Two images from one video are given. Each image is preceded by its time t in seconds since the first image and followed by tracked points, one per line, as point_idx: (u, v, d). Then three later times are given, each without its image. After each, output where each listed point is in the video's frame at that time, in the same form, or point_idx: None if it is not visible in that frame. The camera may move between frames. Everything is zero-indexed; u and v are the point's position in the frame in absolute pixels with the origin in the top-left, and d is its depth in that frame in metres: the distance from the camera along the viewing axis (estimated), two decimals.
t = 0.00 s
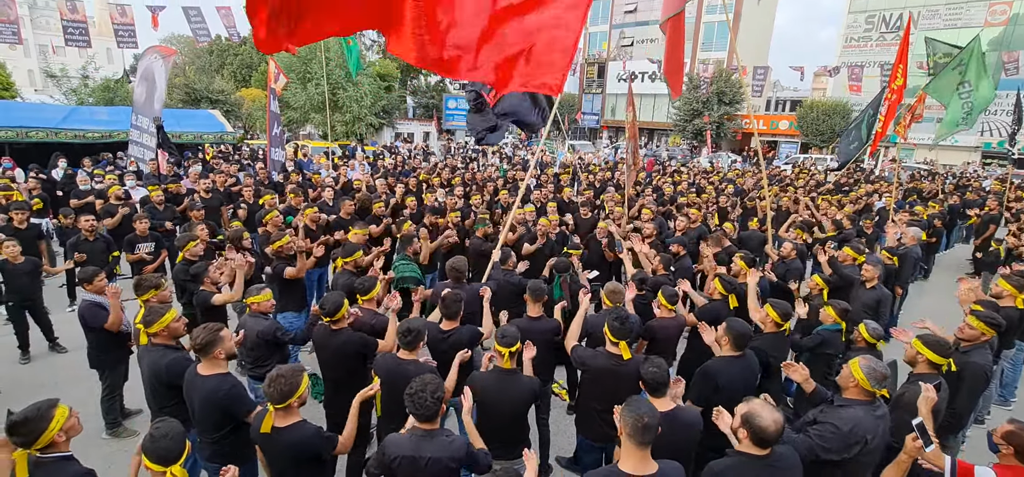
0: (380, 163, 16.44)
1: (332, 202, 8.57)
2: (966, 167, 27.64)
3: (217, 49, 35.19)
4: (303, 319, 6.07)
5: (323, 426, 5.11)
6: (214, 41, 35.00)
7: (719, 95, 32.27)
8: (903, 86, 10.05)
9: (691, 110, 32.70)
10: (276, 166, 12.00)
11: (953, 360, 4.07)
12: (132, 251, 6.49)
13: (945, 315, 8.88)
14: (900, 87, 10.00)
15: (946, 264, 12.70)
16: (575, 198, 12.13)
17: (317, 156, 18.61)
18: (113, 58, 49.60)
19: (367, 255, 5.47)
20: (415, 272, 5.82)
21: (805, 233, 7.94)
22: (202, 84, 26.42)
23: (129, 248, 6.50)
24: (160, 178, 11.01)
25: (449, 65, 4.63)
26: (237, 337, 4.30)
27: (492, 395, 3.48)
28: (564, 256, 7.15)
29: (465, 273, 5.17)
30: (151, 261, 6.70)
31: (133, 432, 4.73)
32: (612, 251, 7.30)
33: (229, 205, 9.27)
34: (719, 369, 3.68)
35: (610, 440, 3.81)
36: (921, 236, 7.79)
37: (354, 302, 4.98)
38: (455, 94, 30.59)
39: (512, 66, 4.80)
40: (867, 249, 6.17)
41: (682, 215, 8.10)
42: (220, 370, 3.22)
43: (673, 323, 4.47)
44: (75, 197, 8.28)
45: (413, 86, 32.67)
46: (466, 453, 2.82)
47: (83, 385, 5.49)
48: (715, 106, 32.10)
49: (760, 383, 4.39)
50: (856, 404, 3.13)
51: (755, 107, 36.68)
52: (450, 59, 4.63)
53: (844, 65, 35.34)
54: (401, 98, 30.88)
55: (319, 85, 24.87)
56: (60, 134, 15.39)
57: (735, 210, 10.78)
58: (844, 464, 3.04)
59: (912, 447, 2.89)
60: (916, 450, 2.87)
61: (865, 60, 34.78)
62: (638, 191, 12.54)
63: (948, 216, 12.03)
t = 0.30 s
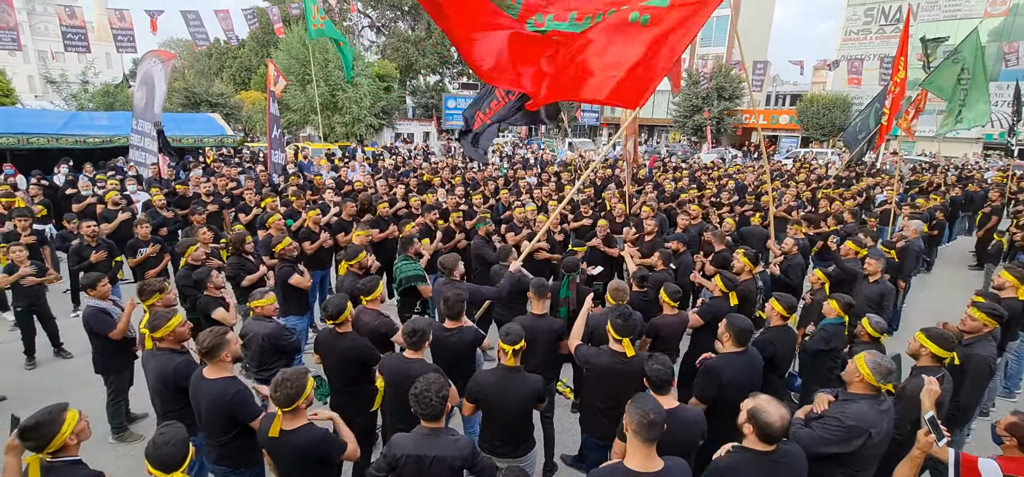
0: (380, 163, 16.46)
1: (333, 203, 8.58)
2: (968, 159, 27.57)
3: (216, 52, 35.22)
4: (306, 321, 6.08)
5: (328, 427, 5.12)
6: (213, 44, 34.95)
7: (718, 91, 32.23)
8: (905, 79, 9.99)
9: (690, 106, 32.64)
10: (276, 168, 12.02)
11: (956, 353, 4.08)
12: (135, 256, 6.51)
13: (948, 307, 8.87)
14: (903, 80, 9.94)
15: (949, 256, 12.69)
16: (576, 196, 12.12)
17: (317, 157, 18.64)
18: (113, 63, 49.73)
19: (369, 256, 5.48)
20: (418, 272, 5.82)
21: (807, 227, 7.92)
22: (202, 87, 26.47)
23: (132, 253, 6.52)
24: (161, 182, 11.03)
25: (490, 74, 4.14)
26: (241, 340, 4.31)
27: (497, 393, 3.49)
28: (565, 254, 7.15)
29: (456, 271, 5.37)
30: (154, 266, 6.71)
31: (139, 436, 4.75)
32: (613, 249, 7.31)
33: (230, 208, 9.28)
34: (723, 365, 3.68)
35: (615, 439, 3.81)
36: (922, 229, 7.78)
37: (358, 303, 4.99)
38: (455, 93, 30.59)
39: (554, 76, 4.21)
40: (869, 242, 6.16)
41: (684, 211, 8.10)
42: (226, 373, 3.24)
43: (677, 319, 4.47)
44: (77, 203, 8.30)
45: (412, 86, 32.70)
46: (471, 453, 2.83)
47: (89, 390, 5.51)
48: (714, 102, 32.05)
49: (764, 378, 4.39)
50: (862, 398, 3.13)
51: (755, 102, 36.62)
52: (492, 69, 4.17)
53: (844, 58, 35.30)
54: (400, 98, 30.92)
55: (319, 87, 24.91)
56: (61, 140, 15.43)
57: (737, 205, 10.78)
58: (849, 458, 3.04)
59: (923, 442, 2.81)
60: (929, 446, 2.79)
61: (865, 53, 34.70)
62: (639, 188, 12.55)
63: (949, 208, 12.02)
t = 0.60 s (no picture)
0: (385, 166, 16.50)
1: (338, 206, 8.60)
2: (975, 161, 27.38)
3: (222, 54, 35.39)
4: (311, 324, 6.09)
5: (332, 430, 5.13)
6: (218, 46, 35.05)
7: (723, 93, 32.16)
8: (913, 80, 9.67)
9: (695, 108, 32.58)
10: (281, 170, 12.06)
11: (964, 358, 4.05)
12: (142, 258, 6.54)
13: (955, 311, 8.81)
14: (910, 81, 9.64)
15: (956, 259, 12.61)
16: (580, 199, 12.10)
17: (321, 160, 18.67)
18: (119, 66, 50.11)
19: (372, 260, 5.51)
20: (421, 275, 5.83)
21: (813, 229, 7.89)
22: (207, 89, 26.63)
23: (138, 255, 6.54)
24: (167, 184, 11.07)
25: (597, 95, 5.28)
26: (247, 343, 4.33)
27: (502, 398, 3.49)
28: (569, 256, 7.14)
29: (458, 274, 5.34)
30: (160, 268, 6.73)
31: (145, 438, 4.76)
32: (618, 251, 7.29)
33: (236, 211, 9.32)
34: (728, 370, 3.67)
35: (619, 445, 3.79)
36: (929, 232, 7.73)
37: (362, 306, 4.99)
38: (459, 95, 30.65)
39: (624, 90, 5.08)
40: (875, 246, 6.13)
41: (688, 214, 8.08)
42: (232, 377, 3.24)
43: (682, 324, 4.45)
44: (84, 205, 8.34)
45: (416, 88, 32.76)
46: (475, 458, 2.82)
47: (96, 392, 5.53)
48: (718, 104, 31.96)
49: (769, 383, 4.37)
50: (871, 406, 3.10)
51: (759, 104, 36.53)
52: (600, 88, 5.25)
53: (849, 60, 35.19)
54: (404, 100, 31.03)
55: (323, 89, 25.00)
56: (67, 142, 15.53)
57: (742, 208, 10.75)
58: (856, 466, 3.03)
59: (931, 447, 2.79)
60: (936, 450, 2.77)
61: (870, 55, 34.59)
62: (644, 190, 12.55)
63: (956, 210, 11.94)
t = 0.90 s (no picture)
0: (394, 166, 16.56)
1: (347, 206, 8.64)
2: (990, 171, 26.99)
3: (235, 53, 35.69)
4: (319, 323, 6.11)
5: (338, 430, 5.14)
6: (233, 46, 35.32)
7: (734, 99, 31.97)
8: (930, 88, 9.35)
9: (706, 113, 32.42)
10: (292, 169, 12.13)
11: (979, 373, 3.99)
12: (153, 254, 6.60)
13: (967, 323, 8.68)
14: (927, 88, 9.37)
15: (970, 271, 12.43)
16: (589, 203, 12.05)
17: (332, 159, 18.78)
18: (135, 63, 50.74)
19: (381, 261, 5.52)
20: (429, 277, 5.82)
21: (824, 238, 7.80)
22: (221, 88, 26.90)
23: (149, 251, 6.59)
24: (180, 181, 11.18)
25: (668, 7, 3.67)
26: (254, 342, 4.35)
27: (508, 403, 3.48)
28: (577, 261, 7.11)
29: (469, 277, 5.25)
30: (171, 264, 6.79)
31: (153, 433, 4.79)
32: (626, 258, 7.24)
33: (247, 209, 9.38)
34: (735, 379, 3.64)
35: (626, 452, 3.76)
36: (943, 243, 7.64)
37: (370, 306, 5.01)
38: (469, 97, 30.75)
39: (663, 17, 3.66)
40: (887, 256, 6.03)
41: (698, 220, 8.03)
42: (239, 376, 3.26)
43: (691, 331, 4.42)
44: (98, 201, 8.44)
45: (427, 89, 32.88)
46: (481, 463, 2.81)
47: (105, 386, 5.58)
48: (730, 109, 31.78)
49: (778, 394, 4.33)
50: (883, 419, 3.06)
51: (771, 110, 36.30)
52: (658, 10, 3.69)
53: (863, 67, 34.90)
54: (415, 102, 31.17)
55: (335, 89, 25.15)
56: (83, 138, 15.72)
57: (752, 215, 10.68)
58: None
59: (940, 457, 2.84)
60: (946, 462, 2.81)
61: (885, 62, 34.27)
62: (653, 195, 12.49)
63: (971, 221, 11.77)
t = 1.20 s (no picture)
0: (408, 165, 16.64)
1: (360, 203, 8.69)
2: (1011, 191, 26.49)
3: (256, 48, 36.13)
4: (327, 319, 6.15)
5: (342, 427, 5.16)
6: (253, 41, 35.77)
7: (751, 109, 31.73)
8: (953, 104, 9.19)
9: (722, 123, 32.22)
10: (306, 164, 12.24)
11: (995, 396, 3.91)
12: (168, 244, 6.68)
13: (983, 345, 8.51)
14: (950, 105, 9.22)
15: (987, 292, 12.20)
16: (600, 209, 12.01)
17: (347, 156, 18.92)
18: (158, 56, 51.59)
19: (392, 260, 5.53)
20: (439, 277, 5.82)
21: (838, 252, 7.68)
22: (240, 82, 27.25)
23: (165, 241, 6.68)
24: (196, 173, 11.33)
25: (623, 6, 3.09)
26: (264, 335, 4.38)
27: (512, 406, 3.46)
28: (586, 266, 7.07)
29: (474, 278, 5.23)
30: (185, 255, 6.87)
31: (160, 421, 4.85)
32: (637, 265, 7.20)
33: (261, 202, 9.48)
34: (743, 392, 3.60)
35: (630, 461, 3.73)
36: (960, 262, 7.51)
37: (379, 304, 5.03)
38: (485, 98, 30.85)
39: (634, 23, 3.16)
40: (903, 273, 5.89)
41: (711, 230, 7.97)
42: (246, 367, 3.29)
43: (699, 343, 4.39)
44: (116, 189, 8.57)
45: (443, 90, 33.05)
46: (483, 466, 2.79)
47: (116, 372, 5.65)
48: (746, 119, 31.54)
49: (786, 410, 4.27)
50: (894, 438, 3.02)
51: (788, 122, 35.98)
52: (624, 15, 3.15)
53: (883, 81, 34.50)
54: (431, 102, 31.35)
55: (352, 87, 25.34)
56: (104, 128, 15.98)
57: (765, 226, 10.58)
58: None
59: None
60: None
61: (906, 77, 33.84)
62: (665, 203, 12.43)
63: (990, 241, 11.55)
